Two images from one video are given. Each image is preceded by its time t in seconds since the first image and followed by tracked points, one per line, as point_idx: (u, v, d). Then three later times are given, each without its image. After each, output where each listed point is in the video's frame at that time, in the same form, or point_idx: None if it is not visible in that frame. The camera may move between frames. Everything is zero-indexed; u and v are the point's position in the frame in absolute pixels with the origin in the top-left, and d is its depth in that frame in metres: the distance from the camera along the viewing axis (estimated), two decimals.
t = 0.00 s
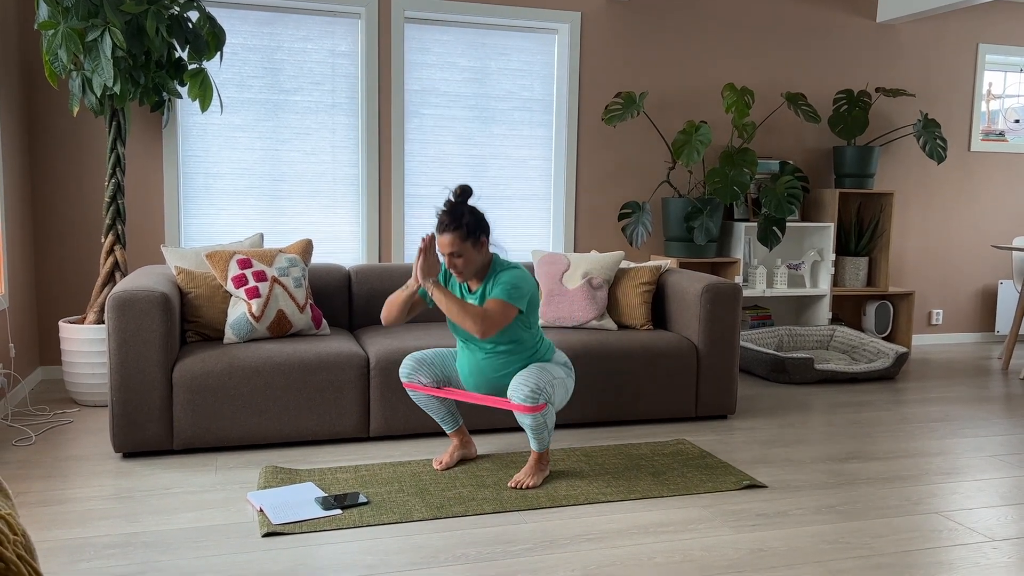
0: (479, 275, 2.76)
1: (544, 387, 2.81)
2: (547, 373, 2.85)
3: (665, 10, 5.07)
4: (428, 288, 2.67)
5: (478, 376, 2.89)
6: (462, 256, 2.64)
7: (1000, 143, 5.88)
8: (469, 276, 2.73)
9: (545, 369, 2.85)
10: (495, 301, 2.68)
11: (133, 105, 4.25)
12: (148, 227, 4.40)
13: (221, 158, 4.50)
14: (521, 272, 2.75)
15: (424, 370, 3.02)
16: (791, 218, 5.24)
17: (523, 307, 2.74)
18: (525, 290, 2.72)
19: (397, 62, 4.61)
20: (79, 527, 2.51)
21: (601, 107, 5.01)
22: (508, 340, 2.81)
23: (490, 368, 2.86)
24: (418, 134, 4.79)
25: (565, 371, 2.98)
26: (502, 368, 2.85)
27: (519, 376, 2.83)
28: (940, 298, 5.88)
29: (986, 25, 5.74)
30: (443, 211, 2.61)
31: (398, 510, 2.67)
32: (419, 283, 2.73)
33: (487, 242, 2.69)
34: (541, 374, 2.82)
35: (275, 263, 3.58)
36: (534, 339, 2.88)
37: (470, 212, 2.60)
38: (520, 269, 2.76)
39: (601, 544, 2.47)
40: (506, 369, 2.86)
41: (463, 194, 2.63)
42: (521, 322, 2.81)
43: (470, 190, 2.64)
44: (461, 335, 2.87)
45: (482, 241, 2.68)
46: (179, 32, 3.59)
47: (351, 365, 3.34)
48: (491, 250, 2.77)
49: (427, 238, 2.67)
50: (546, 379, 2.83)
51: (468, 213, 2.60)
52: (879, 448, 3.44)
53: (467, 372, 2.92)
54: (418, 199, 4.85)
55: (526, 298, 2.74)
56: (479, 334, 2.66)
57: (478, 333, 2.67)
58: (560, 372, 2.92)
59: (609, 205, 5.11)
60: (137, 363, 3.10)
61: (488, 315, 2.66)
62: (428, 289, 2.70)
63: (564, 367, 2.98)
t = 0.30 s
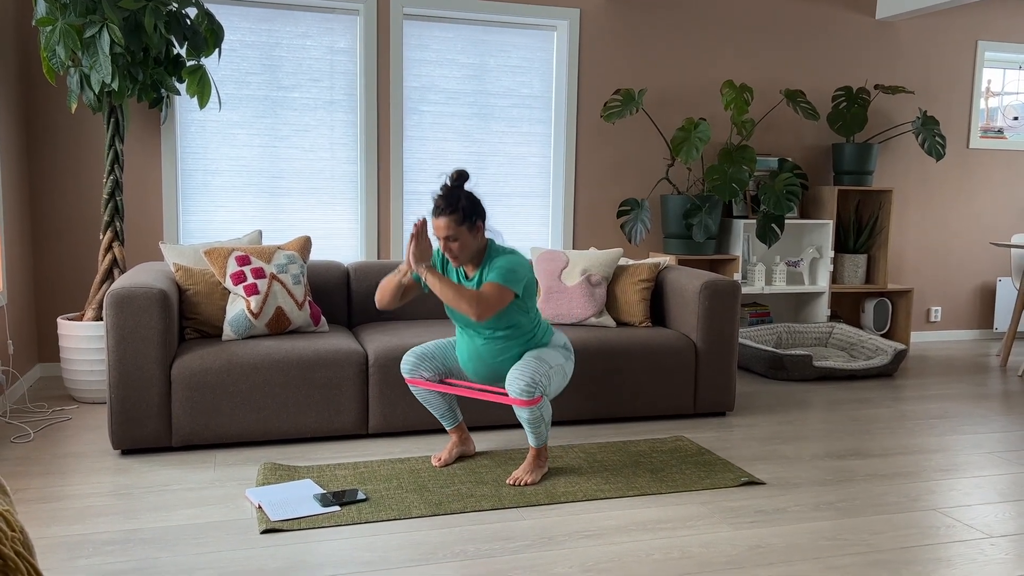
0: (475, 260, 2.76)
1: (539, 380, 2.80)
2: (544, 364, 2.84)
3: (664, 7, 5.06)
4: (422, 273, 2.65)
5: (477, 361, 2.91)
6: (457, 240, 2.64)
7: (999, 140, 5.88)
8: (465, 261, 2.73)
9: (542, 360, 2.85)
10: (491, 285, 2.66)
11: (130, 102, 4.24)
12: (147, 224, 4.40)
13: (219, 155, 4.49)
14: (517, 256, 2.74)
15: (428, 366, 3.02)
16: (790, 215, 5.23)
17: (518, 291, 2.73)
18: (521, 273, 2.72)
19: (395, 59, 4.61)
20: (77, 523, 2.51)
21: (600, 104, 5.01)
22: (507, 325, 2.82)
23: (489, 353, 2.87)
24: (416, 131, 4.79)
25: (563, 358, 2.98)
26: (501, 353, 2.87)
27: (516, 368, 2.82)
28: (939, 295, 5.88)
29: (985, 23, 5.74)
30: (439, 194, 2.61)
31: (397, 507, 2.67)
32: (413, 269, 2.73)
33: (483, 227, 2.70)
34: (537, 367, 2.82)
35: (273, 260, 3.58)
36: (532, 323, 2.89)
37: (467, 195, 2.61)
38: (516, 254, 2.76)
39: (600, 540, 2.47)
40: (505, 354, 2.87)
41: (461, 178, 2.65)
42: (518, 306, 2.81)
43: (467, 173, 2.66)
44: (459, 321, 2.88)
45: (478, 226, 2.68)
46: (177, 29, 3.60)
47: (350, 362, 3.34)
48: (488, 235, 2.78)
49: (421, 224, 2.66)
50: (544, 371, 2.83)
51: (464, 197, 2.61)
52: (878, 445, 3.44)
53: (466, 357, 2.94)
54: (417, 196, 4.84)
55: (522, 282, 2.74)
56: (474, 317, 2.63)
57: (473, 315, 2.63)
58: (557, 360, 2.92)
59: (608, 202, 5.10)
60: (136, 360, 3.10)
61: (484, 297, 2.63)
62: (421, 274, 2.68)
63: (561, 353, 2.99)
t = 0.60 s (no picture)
0: (476, 180, 2.69)
1: (534, 363, 2.79)
2: (539, 337, 2.79)
3: (664, 4, 5.06)
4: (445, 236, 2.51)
5: (477, 291, 2.78)
6: (458, 154, 2.58)
7: (998, 138, 5.88)
8: (465, 179, 2.66)
9: (536, 332, 2.78)
10: (506, 215, 2.59)
11: (129, 99, 4.24)
12: (145, 220, 4.40)
13: (218, 152, 4.49)
14: (519, 177, 2.67)
15: (436, 353, 2.94)
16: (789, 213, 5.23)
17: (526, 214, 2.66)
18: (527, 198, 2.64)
19: (394, 57, 4.60)
20: (75, 521, 2.51)
21: (599, 102, 5.00)
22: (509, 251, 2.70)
23: (490, 280, 2.74)
24: (415, 128, 4.78)
25: (558, 310, 2.86)
26: (502, 281, 2.75)
27: (511, 349, 2.80)
28: (938, 293, 5.88)
29: (985, 20, 5.74)
30: (442, 108, 2.57)
31: (395, 504, 2.67)
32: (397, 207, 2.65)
33: (484, 144, 2.65)
34: (531, 346, 2.77)
35: (271, 256, 3.57)
36: (532, 249, 2.78)
37: (470, 109, 2.57)
38: (516, 176, 2.66)
39: (598, 538, 2.47)
40: (505, 281, 2.75)
41: (463, 93, 2.60)
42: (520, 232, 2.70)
43: (469, 90, 2.61)
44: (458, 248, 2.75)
45: (480, 142, 2.63)
46: (174, 26, 3.57)
47: (348, 359, 3.34)
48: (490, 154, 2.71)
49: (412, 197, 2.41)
50: (538, 347, 2.79)
51: (466, 110, 2.57)
52: (876, 442, 3.44)
53: (465, 287, 2.81)
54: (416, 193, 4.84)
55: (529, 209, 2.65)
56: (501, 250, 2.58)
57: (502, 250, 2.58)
58: (552, 321, 2.83)
59: (607, 199, 5.10)
60: (133, 357, 3.10)
61: (504, 229, 2.57)
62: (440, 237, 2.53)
63: (557, 302, 2.86)
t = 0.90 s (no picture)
0: (490, 104, 2.66)
1: (533, 344, 2.84)
2: (536, 317, 2.81)
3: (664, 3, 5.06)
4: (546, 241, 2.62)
5: (469, 212, 2.71)
6: (473, 76, 2.57)
7: (998, 137, 5.88)
8: (479, 102, 2.63)
9: (531, 315, 2.79)
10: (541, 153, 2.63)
11: (129, 97, 4.24)
12: (145, 219, 4.40)
13: (218, 150, 4.49)
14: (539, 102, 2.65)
15: (465, 338, 2.97)
16: (789, 212, 5.23)
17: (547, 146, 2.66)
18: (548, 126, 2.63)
19: (394, 56, 4.60)
20: (75, 519, 2.51)
21: (599, 100, 5.00)
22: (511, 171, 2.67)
23: (484, 199, 2.68)
24: (415, 127, 4.78)
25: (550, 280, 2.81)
26: (497, 204, 2.68)
27: (511, 332, 2.83)
28: (938, 292, 5.88)
29: (985, 19, 5.74)
30: (455, 28, 2.56)
31: (394, 503, 2.67)
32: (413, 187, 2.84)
33: (498, 66, 2.62)
34: (531, 328, 2.81)
35: (271, 255, 3.57)
36: (532, 185, 2.73)
37: (483, 28, 2.55)
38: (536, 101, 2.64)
39: (597, 536, 2.47)
40: (500, 204, 2.68)
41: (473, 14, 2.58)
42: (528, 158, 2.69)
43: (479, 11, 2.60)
44: (460, 163, 2.72)
45: (494, 64, 2.61)
46: (174, 23, 3.57)
47: (348, 358, 3.34)
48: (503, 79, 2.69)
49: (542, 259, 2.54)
50: (536, 327, 2.82)
51: (479, 30, 2.55)
52: (875, 441, 3.44)
53: (457, 210, 2.74)
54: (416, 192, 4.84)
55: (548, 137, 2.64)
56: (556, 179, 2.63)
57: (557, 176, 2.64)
58: (546, 294, 2.81)
59: (607, 198, 5.10)
60: (133, 355, 3.10)
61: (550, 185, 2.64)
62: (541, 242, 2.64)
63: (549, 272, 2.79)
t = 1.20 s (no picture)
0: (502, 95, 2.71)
1: (536, 338, 2.84)
2: (533, 315, 2.80)
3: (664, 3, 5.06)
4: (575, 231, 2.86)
5: (466, 187, 2.68)
6: (486, 72, 2.60)
7: (998, 138, 5.89)
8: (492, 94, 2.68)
9: (530, 318, 2.80)
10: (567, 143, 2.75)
11: (129, 97, 4.24)
12: (145, 219, 4.40)
13: (218, 150, 4.49)
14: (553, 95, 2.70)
15: (484, 335, 2.96)
16: (789, 212, 5.23)
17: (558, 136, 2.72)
18: (562, 117, 2.69)
19: (394, 55, 4.60)
20: (74, 518, 2.51)
21: (599, 100, 5.00)
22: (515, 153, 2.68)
23: (481, 174, 2.67)
24: (415, 127, 4.78)
25: (543, 278, 2.79)
26: (495, 181, 2.67)
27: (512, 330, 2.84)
28: (938, 292, 5.89)
29: (985, 19, 5.74)
30: (468, 24, 2.56)
31: (394, 502, 2.67)
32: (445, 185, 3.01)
33: (512, 60, 2.64)
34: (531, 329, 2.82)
35: (271, 255, 3.57)
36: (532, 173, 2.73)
37: (497, 25, 2.56)
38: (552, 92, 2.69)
39: (597, 536, 2.47)
40: (496, 182, 2.67)
41: (488, 8, 2.59)
42: (535, 145, 2.71)
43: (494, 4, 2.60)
44: (464, 142, 2.73)
45: (507, 59, 2.63)
46: (174, 23, 3.57)
47: (348, 358, 3.34)
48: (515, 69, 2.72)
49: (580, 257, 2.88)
50: (537, 325, 2.83)
51: (493, 26, 2.56)
52: (875, 441, 3.44)
53: (454, 186, 2.72)
54: (416, 192, 4.84)
55: (559, 127, 2.69)
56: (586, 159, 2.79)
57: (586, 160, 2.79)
58: (541, 293, 2.80)
59: (607, 198, 5.10)
60: (133, 355, 3.10)
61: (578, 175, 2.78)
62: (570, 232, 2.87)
63: (541, 270, 2.78)
